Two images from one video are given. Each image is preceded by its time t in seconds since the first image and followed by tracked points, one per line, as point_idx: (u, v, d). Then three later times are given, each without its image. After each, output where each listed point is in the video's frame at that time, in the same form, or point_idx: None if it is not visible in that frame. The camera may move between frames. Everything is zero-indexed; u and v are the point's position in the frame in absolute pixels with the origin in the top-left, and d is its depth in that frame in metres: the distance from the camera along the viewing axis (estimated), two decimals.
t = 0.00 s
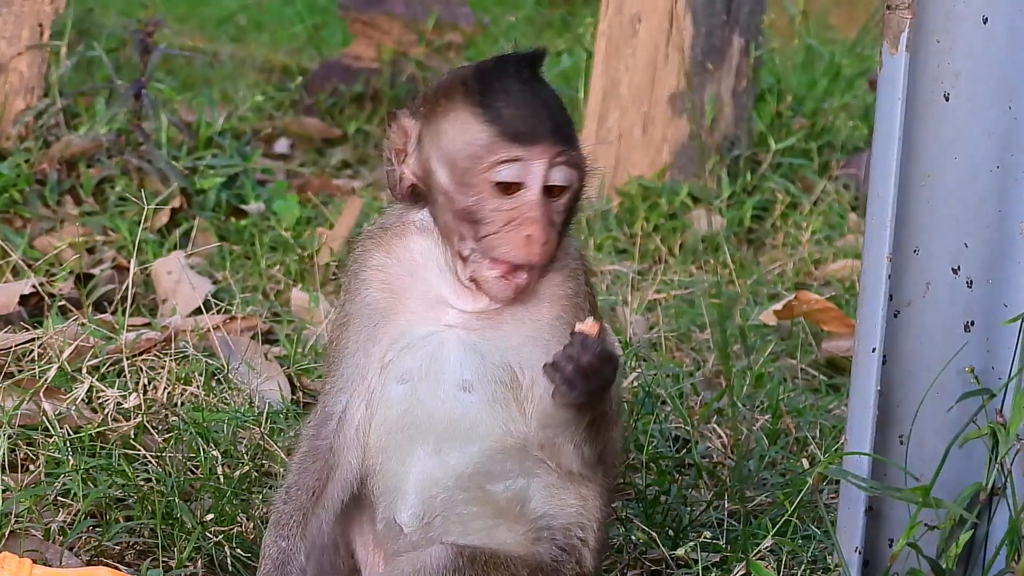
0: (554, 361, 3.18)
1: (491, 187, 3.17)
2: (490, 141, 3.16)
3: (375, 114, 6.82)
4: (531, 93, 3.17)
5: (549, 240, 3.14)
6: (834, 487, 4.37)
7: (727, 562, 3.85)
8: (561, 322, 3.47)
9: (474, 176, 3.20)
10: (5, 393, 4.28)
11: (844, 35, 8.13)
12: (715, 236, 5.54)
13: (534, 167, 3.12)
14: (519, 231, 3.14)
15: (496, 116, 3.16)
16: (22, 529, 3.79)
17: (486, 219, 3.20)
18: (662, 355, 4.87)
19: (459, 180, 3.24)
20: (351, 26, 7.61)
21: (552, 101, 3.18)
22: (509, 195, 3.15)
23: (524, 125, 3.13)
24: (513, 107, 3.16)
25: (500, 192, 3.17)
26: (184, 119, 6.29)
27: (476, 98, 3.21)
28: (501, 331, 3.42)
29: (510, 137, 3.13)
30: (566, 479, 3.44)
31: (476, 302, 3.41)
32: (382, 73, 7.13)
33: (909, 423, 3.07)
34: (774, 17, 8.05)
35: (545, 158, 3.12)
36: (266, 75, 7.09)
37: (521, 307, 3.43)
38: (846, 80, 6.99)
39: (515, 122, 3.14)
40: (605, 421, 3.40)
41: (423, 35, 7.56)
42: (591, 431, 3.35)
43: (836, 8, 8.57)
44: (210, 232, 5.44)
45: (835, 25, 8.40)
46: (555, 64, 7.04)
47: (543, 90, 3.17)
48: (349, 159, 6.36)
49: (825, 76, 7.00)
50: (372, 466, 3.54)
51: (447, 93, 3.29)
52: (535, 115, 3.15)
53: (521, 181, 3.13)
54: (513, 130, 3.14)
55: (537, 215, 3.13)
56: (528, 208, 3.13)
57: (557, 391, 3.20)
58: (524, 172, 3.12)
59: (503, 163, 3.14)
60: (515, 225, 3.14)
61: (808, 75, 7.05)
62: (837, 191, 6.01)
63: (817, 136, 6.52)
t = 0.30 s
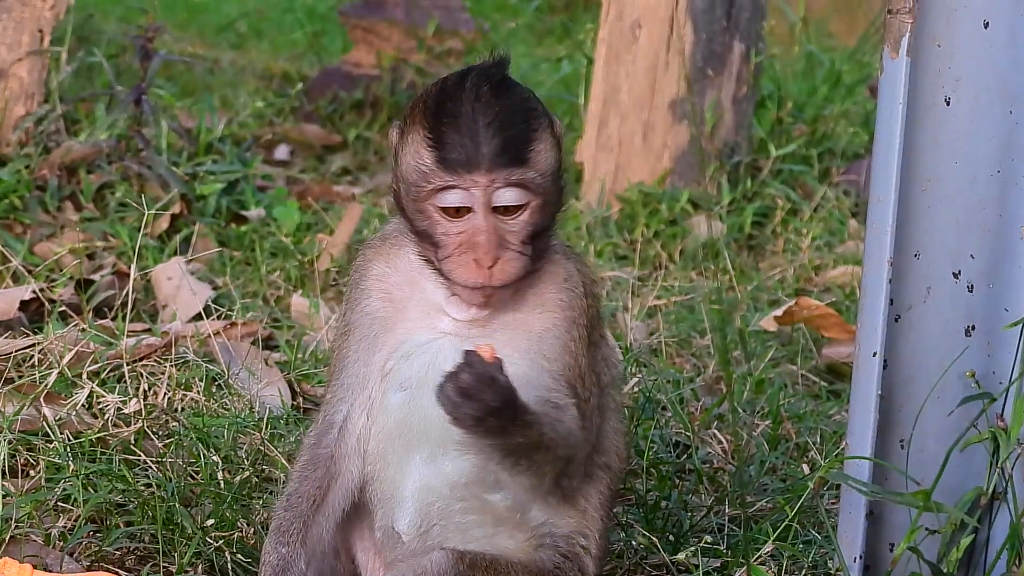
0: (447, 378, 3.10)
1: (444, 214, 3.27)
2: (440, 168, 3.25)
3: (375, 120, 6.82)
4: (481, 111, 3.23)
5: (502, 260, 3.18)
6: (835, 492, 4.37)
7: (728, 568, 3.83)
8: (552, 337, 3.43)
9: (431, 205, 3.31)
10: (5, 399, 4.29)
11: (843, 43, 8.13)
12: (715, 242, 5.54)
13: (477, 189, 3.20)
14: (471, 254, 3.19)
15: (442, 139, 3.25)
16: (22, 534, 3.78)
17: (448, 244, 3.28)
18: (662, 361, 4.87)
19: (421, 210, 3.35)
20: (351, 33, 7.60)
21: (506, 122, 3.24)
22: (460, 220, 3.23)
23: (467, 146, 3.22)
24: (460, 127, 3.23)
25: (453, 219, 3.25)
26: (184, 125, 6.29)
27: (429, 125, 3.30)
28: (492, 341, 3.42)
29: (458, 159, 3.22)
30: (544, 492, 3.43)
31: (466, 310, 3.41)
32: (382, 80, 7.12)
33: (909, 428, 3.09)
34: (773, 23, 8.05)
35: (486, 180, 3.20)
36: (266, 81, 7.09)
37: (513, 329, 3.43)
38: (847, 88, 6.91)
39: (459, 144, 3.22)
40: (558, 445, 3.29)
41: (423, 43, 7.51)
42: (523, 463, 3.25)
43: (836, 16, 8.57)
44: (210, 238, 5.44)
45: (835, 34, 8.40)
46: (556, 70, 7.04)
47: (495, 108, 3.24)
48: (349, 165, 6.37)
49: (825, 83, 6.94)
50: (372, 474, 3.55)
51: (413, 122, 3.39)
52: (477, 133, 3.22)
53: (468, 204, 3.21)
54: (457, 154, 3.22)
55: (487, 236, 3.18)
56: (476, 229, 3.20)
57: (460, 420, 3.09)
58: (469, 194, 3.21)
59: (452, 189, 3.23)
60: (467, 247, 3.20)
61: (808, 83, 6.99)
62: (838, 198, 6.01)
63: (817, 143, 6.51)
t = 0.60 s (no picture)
0: (415, 298, 3.33)
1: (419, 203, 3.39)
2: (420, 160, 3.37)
3: (377, 128, 6.82)
4: (463, 109, 3.33)
5: (472, 252, 3.32)
6: (839, 495, 4.37)
7: (732, 570, 3.84)
8: (549, 335, 3.48)
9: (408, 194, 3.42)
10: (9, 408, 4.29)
11: (844, 46, 8.14)
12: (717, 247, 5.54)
13: (454, 184, 3.33)
14: (441, 242, 3.33)
15: (425, 134, 3.36)
16: (26, 543, 3.78)
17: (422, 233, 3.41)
18: (666, 365, 4.88)
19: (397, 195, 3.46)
20: (352, 41, 7.59)
21: (489, 121, 3.34)
22: (436, 210, 3.36)
23: (445, 142, 3.32)
24: (442, 123, 3.34)
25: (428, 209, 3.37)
26: (186, 133, 6.29)
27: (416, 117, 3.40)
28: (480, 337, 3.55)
29: (438, 156, 3.33)
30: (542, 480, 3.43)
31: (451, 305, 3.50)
32: (384, 87, 7.08)
33: (911, 429, 3.09)
34: (774, 28, 8.06)
35: (462, 176, 3.32)
36: (268, 90, 7.09)
37: (510, 330, 3.49)
38: (848, 90, 6.89)
39: (440, 140, 3.33)
40: (549, 392, 3.37)
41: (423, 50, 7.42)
42: (514, 406, 3.32)
43: (838, 19, 8.57)
44: (213, 246, 5.44)
45: (837, 37, 8.40)
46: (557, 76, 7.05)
47: (478, 108, 3.33)
48: (351, 172, 6.37)
49: (827, 87, 6.92)
50: (374, 482, 3.54)
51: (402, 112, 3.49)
52: (457, 131, 3.33)
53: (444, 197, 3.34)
54: (436, 149, 3.33)
55: (460, 228, 3.32)
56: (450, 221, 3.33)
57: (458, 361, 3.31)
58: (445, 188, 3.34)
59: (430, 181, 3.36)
60: (438, 236, 3.34)
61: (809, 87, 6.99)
62: (840, 201, 6.01)
63: (819, 146, 6.51)
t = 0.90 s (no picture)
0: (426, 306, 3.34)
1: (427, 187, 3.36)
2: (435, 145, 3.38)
3: (376, 134, 6.83)
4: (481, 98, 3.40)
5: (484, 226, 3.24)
6: (841, 497, 4.37)
7: (736, 572, 3.83)
8: (550, 337, 3.47)
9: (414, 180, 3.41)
10: (11, 418, 4.29)
11: (841, 47, 8.16)
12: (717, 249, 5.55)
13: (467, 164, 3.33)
14: (453, 216, 3.25)
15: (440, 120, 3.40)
16: (29, 552, 3.79)
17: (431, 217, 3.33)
18: (666, 368, 4.88)
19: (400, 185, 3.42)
20: (349, 48, 7.60)
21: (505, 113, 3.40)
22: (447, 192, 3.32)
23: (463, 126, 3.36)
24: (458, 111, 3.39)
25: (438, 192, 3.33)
26: (185, 141, 6.30)
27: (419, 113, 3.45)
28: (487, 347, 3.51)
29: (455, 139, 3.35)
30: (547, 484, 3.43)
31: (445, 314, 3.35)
32: (382, 93, 7.11)
33: (913, 430, 3.09)
34: (771, 30, 8.07)
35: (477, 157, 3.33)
36: (266, 97, 7.10)
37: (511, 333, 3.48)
38: (846, 92, 6.91)
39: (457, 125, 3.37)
40: (557, 393, 3.33)
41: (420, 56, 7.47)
42: (523, 407, 3.29)
43: (835, 22, 8.57)
44: (213, 254, 5.44)
45: (834, 38, 8.40)
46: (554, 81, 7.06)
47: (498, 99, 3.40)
48: (350, 178, 6.37)
49: (825, 88, 6.93)
50: (377, 489, 3.54)
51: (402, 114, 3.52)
52: (475, 117, 3.37)
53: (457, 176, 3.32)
54: (447, 132, 3.37)
55: (472, 202, 3.26)
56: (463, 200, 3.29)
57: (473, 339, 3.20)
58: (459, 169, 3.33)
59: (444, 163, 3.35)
60: (449, 212, 3.27)
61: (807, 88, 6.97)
62: (839, 202, 6.01)
63: (817, 148, 6.51)
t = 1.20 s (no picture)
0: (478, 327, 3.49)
1: (483, 195, 3.50)
2: (481, 153, 3.54)
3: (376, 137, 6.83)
4: (533, 113, 3.61)
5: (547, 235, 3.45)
6: (841, 499, 4.37)
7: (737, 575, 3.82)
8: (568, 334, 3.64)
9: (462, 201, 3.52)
10: (10, 422, 4.28)
11: (839, 50, 8.16)
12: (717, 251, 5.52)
13: (535, 170, 3.50)
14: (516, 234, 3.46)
15: (480, 129, 3.57)
16: (30, 556, 3.80)
17: (498, 224, 3.49)
18: (666, 370, 4.88)
19: (438, 193, 3.53)
20: (348, 52, 7.57)
21: (561, 124, 3.61)
22: (516, 200, 3.49)
23: (519, 136, 3.53)
24: (507, 122, 3.57)
25: (501, 202, 3.49)
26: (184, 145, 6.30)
27: (445, 125, 3.62)
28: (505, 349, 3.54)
29: (515, 147, 3.52)
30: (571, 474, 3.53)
31: (494, 319, 3.53)
32: (381, 96, 7.11)
33: (915, 432, 3.07)
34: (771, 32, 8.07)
35: (546, 163, 3.50)
36: (265, 100, 7.10)
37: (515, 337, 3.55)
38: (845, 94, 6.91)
39: (508, 134, 3.54)
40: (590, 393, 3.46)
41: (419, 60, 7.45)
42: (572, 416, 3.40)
43: (834, 24, 8.58)
44: (213, 257, 5.44)
45: (833, 40, 8.41)
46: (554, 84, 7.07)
47: (547, 113, 3.63)
48: (350, 181, 6.37)
49: (824, 91, 6.94)
50: (365, 497, 3.52)
51: (411, 127, 3.68)
52: (532, 126, 3.55)
53: (518, 183, 3.50)
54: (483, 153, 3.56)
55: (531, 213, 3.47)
56: (534, 208, 3.49)
57: (610, 350, 3.35)
58: (525, 177, 3.50)
59: (500, 172, 3.51)
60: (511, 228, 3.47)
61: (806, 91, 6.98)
62: (839, 205, 6.01)
63: (816, 150, 6.52)
